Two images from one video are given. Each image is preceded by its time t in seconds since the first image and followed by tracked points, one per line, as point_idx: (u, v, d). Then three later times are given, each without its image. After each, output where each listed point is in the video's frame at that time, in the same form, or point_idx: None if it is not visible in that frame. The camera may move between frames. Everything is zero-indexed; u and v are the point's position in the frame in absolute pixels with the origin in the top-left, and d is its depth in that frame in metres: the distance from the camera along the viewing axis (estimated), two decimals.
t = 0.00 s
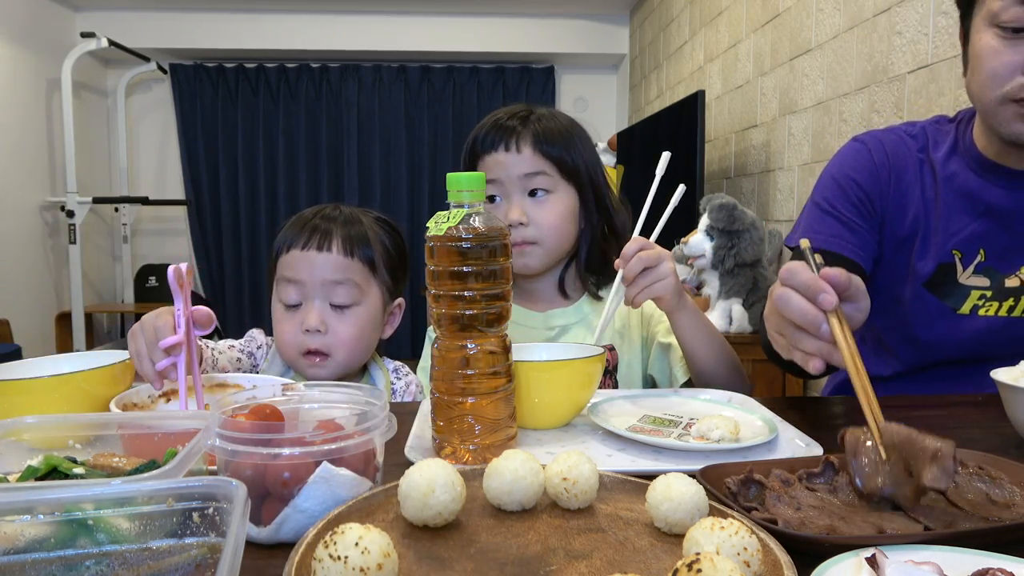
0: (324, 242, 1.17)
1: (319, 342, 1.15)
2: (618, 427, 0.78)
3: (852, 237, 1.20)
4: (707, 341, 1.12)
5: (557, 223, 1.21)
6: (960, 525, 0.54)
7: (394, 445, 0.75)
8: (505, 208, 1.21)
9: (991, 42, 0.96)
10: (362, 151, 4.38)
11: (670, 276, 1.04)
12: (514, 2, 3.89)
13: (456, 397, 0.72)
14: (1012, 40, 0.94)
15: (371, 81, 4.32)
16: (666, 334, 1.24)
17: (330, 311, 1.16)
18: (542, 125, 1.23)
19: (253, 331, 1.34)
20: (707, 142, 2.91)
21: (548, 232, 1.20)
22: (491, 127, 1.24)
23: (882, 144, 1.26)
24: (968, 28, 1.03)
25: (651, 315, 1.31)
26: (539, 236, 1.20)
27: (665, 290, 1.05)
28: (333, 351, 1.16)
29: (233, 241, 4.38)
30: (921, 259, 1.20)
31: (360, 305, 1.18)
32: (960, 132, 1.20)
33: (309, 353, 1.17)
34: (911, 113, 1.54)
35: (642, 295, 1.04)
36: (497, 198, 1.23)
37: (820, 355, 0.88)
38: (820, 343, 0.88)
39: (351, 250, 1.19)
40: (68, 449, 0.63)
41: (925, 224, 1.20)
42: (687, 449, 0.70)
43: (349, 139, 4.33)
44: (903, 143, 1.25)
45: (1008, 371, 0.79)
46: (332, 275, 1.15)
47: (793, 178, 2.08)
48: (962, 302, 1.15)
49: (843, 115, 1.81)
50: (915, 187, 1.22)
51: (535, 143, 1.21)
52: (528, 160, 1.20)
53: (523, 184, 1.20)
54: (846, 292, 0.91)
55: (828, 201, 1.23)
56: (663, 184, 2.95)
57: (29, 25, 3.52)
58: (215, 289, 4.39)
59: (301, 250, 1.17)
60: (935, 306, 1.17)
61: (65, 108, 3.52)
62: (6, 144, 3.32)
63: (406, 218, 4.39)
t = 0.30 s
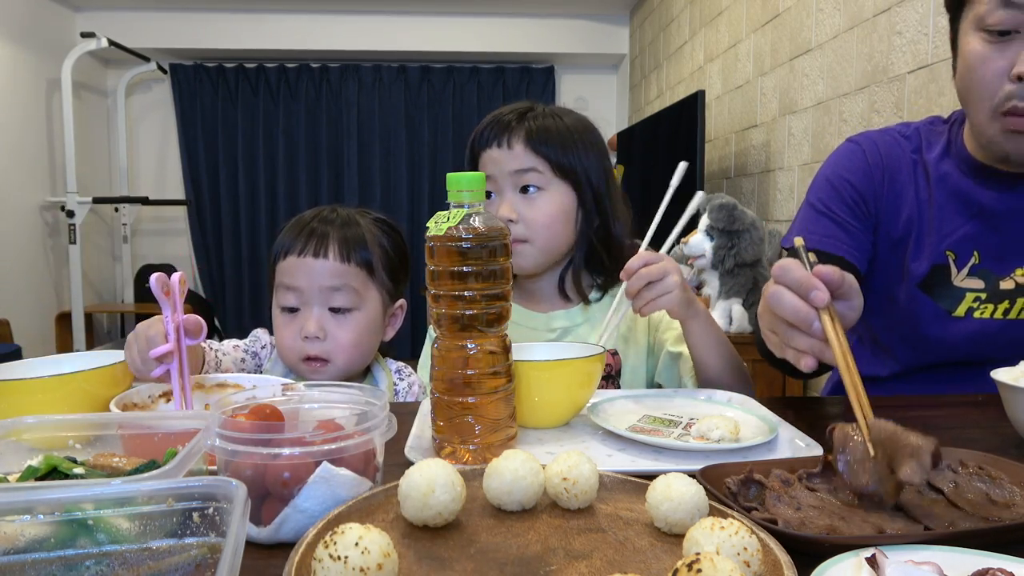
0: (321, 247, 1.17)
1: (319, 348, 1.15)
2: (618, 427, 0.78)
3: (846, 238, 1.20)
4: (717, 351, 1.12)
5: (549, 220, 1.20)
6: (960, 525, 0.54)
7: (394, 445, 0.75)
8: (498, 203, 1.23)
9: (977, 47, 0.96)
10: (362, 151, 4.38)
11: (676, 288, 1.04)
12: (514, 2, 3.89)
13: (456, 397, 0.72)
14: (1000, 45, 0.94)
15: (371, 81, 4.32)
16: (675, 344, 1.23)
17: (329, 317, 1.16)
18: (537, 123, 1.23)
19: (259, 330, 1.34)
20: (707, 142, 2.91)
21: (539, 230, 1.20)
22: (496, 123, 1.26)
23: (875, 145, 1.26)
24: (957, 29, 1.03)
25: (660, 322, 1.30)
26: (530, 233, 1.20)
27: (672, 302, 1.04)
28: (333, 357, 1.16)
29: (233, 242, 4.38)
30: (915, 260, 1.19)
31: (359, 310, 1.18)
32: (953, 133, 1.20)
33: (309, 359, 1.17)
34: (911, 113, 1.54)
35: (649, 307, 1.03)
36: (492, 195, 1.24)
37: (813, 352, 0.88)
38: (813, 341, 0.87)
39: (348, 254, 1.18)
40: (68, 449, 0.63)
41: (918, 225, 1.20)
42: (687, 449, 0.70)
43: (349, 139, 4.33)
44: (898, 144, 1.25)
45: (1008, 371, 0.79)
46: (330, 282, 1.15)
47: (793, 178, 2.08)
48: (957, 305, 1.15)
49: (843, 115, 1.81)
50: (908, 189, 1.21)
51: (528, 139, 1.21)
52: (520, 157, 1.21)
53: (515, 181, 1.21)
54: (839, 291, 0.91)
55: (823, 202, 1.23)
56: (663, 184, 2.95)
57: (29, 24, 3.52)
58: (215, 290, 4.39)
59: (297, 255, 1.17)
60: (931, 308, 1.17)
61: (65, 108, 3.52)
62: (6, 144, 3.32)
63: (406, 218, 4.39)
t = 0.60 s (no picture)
0: (331, 247, 1.17)
1: (327, 348, 1.15)
2: (618, 427, 0.78)
3: (847, 237, 1.20)
4: (727, 365, 1.12)
5: (553, 218, 1.20)
6: (959, 525, 0.54)
7: (394, 445, 0.75)
8: (502, 200, 1.24)
9: (976, 48, 0.96)
10: (362, 151, 4.38)
11: (682, 301, 1.04)
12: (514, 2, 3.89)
13: (456, 397, 0.72)
14: (997, 45, 0.94)
15: (371, 81, 4.32)
16: (687, 357, 1.22)
17: (337, 317, 1.16)
18: (544, 120, 1.24)
19: (265, 329, 1.34)
20: (707, 142, 2.91)
21: (541, 228, 1.20)
22: (507, 118, 1.27)
23: (876, 145, 1.26)
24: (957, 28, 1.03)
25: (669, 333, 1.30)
26: (532, 230, 1.20)
27: (679, 315, 1.04)
28: (339, 358, 1.16)
29: (233, 242, 4.38)
30: (915, 260, 1.20)
31: (367, 311, 1.18)
32: (954, 133, 1.20)
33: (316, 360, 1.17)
34: (911, 113, 1.54)
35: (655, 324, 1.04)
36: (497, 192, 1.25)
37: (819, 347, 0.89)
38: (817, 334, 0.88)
39: (357, 255, 1.18)
40: (69, 449, 0.63)
41: (919, 224, 1.20)
42: (687, 449, 0.70)
43: (349, 139, 4.33)
44: (899, 143, 1.25)
45: (1008, 371, 0.79)
46: (339, 282, 1.16)
47: (793, 178, 2.08)
48: (957, 305, 1.15)
49: (843, 115, 1.81)
50: (910, 188, 1.21)
51: (535, 137, 1.21)
52: (525, 154, 1.21)
53: (520, 178, 1.22)
54: (844, 285, 0.92)
55: (824, 202, 1.23)
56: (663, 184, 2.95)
57: (29, 24, 3.51)
58: (215, 290, 4.39)
59: (306, 255, 1.17)
60: (931, 308, 1.16)
61: (65, 108, 3.51)
62: (6, 144, 3.32)
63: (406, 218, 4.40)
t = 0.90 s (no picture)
0: (339, 245, 1.17)
1: (330, 345, 1.15)
2: (618, 427, 0.78)
3: (846, 239, 1.21)
4: (726, 367, 1.12)
5: (551, 221, 1.19)
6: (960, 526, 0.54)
7: (394, 445, 0.75)
8: (501, 203, 1.23)
9: (990, 43, 0.96)
10: (362, 151, 4.38)
11: (685, 291, 1.05)
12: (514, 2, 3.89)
13: (456, 397, 0.72)
14: (1011, 40, 0.94)
15: (371, 81, 4.32)
16: (688, 361, 1.22)
17: (343, 315, 1.16)
18: (543, 121, 1.24)
19: (262, 330, 1.34)
20: (707, 142, 2.92)
21: (541, 231, 1.19)
22: (509, 118, 1.27)
23: (879, 143, 1.26)
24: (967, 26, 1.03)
25: (671, 339, 1.29)
26: (529, 233, 1.19)
27: (681, 304, 1.05)
28: (343, 356, 1.16)
29: (233, 242, 4.38)
30: (918, 260, 1.20)
31: (373, 311, 1.18)
32: (959, 132, 1.20)
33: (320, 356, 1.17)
34: (911, 113, 1.54)
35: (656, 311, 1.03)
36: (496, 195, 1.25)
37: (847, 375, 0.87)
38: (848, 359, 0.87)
39: (366, 254, 1.19)
40: (68, 449, 0.63)
41: (921, 224, 1.20)
42: (687, 449, 0.70)
43: (349, 139, 4.34)
44: (902, 142, 1.25)
45: (1008, 371, 0.79)
46: (347, 280, 1.16)
47: (794, 178, 2.08)
48: (961, 302, 1.15)
49: (843, 115, 1.81)
50: (911, 188, 1.21)
51: (536, 139, 1.21)
52: (524, 156, 1.21)
53: (519, 180, 1.21)
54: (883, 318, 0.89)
55: (825, 203, 1.24)
56: (664, 184, 2.95)
57: (29, 24, 3.51)
58: (215, 289, 4.39)
59: (316, 252, 1.17)
60: (934, 305, 1.17)
61: (65, 108, 3.52)
62: (6, 144, 3.32)
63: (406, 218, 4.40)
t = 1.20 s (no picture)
0: (329, 246, 1.17)
1: (322, 346, 1.15)
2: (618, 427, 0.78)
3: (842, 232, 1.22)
4: (726, 367, 1.12)
5: (549, 225, 1.19)
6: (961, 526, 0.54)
7: (394, 445, 0.75)
8: (499, 206, 1.24)
9: (984, 41, 0.96)
10: (362, 151, 4.38)
11: (688, 288, 1.05)
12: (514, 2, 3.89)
13: (456, 397, 0.72)
14: (1006, 38, 0.94)
15: (371, 81, 4.32)
16: (688, 363, 1.22)
17: (334, 315, 1.16)
18: (541, 124, 1.24)
19: (255, 330, 1.34)
20: (707, 142, 2.92)
21: (538, 235, 1.19)
22: (509, 120, 1.27)
23: (878, 140, 1.26)
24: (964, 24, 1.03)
25: (670, 339, 1.29)
26: (528, 237, 1.19)
27: (686, 300, 1.05)
28: (335, 356, 1.16)
29: (233, 242, 4.38)
30: (915, 256, 1.20)
31: (364, 310, 1.18)
32: (959, 130, 1.20)
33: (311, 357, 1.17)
34: (911, 113, 1.54)
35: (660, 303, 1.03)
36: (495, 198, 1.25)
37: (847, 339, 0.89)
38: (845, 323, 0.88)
39: (356, 254, 1.19)
40: (69, 449, 0.63)
41: (917, 221, 1.21)
42: (687, 449, 0.70)
43: (349, 139, 4.34)
44: (902, 139, 1.25)
45: (1008, 371, 0.79)
46: (338, 280, 1.16)
47: (794, 178, 2.08)
48: (957, 301, 1.15)
49: (843, 115, 1.81)
50: (909, 184, 1.22)
51: (534, 143, 1.21)
52: (521, 159, 1.21)
53: (517, 184, 1.21)
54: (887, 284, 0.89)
55: (822, 197, 1.25)
56: (664, 184, 2.95)
57: (29, 24, 3.51)
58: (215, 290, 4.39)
59: (306, 253, 1.17)
60: (931, 303, 1.17)
61: (65, 108, 3.51)
62: (6, 144, 3.32)
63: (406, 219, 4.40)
